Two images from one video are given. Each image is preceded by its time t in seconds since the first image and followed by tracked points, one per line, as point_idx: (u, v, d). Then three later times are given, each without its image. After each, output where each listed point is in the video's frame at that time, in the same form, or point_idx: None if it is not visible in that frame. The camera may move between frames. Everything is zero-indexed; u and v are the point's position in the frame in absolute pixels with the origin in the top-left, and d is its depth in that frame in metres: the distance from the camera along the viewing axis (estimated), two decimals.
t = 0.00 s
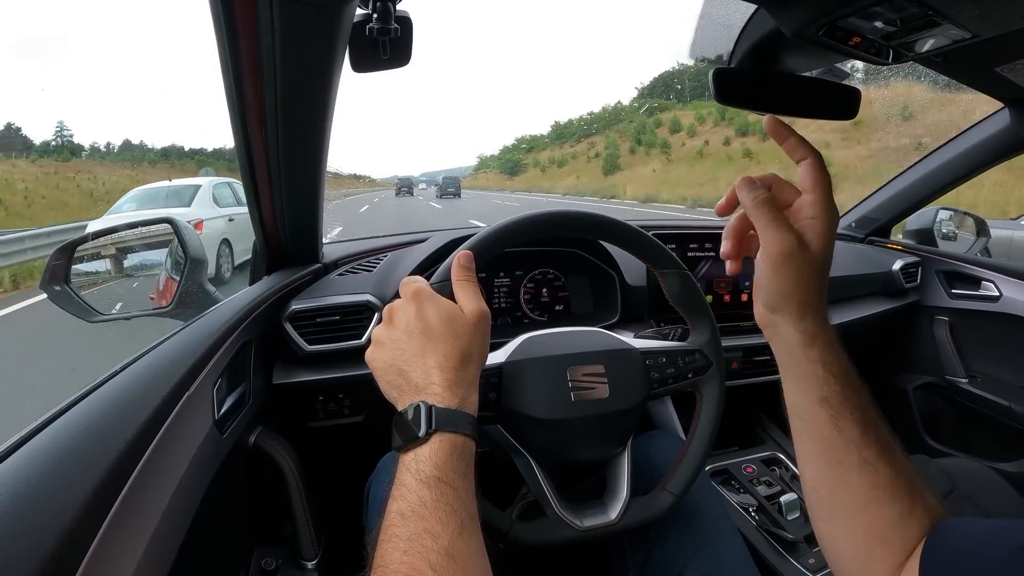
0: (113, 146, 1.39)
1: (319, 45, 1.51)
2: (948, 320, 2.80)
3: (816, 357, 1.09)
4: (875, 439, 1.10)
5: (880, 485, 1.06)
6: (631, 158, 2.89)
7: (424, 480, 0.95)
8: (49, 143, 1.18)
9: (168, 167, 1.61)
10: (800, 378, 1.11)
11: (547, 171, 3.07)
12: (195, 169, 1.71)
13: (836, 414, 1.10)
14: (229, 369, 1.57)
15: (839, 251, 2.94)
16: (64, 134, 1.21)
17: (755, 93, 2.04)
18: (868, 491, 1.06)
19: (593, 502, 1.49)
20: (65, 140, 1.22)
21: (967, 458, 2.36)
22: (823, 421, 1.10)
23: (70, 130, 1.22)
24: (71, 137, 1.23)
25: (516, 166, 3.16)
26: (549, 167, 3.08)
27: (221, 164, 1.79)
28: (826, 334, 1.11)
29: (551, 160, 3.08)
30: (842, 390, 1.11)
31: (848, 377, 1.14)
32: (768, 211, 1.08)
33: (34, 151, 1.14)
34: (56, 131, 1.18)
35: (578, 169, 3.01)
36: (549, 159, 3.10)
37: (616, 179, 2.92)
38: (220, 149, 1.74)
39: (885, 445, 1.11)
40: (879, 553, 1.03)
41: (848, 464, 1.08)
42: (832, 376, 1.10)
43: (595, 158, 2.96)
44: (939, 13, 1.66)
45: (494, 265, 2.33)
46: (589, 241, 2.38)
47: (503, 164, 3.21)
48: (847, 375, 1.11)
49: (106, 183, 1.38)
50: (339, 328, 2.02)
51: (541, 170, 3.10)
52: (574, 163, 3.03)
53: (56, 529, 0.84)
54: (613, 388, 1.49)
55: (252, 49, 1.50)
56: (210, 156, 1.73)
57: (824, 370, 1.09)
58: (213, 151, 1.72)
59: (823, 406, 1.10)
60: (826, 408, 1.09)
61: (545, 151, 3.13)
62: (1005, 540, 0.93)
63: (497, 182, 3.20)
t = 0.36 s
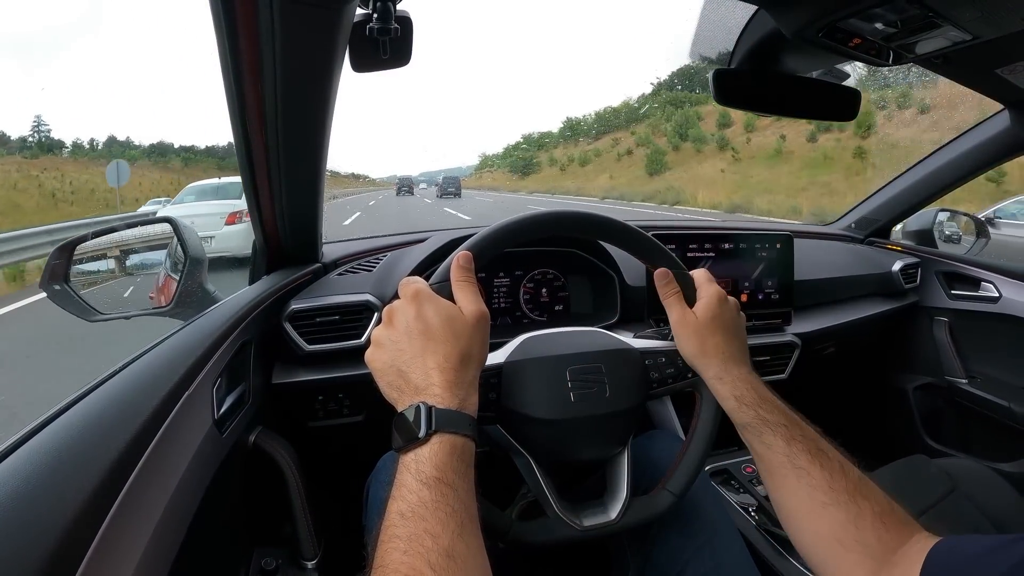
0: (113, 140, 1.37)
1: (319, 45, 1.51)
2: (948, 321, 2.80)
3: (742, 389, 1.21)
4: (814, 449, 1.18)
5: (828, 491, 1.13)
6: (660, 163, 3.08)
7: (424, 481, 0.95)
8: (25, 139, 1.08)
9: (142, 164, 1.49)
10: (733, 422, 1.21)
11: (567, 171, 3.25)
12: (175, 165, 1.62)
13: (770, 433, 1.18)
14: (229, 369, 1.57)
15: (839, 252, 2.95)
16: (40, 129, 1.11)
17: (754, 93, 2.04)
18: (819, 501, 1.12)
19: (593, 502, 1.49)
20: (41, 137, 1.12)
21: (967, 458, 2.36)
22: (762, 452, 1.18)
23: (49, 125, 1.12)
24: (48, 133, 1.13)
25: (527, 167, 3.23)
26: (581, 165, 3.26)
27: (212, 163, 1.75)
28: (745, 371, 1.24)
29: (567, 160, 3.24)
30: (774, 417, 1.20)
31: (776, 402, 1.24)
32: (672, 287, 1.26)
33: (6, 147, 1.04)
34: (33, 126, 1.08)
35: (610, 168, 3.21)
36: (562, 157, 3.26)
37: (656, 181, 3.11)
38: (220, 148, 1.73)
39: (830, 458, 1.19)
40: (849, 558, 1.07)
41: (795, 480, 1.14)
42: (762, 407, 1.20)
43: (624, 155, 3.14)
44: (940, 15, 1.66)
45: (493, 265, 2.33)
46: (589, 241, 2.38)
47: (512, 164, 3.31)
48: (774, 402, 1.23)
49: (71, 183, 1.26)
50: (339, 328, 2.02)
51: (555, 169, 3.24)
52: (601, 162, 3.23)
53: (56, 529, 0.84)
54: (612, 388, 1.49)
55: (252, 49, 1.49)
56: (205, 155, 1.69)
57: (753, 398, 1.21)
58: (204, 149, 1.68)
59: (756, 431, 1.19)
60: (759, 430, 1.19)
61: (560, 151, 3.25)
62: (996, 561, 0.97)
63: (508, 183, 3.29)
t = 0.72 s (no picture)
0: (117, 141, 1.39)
1: (318, 45, 1.51)
2: (948, 320, 2.80)
3: (746, 389, 1.21)
4: (818, 447, 1.18)
5: (834, 488, 1.13)
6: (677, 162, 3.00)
7: (420, 482, 0.95)
8: None
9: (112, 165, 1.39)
10: (736, 421, 1.21)
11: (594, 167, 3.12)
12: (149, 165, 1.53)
13: (774, 433, 1.18)
14: (229, 370, 1.57)
15: (840, 251, 2.94)
16: (15, 128, 1.06)
17: (754, 92, 2.04)
18: (824, 499, 1.12)
19: (593, 502, 1.49)
20: (17, 136, 1.07)
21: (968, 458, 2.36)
22: (766, 452, 1.18)
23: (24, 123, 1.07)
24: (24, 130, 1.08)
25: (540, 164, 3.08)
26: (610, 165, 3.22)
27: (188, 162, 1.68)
28: (748, 371, 1.24)
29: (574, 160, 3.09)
30: (778, 416, 1.20)
31: (779, 401, 1.24)
32: (677, 287, 1.26)
33: None
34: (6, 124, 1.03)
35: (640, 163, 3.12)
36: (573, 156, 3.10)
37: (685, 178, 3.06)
38: (221, 148, 1.74)
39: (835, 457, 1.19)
40: (854, 556, 1.07)
41: (800, 480, 1.14)
42: (765, 406, 1.20)
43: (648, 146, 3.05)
44: (940, 14, 1.66)
45: (494, 266, 2.33)
46: (589, 241, 2.38)
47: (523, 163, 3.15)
48: (778, 401, 1.23)
49: None
50: (339, 328, 2.02)
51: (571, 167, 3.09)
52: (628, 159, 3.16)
53: (57, 529, 0.84)
54: (613, 388, 1.49)
55: (252, 49, 1.50)
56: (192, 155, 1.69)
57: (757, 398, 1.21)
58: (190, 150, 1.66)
59: (760, 431, 1.19)
60: (763, 430, 1.18)
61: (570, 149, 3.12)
62: (997, 559, 0.99)
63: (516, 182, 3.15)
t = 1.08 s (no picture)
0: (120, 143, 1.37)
1: (318, 45, 1.51)
2: (948, 321, 2.80)
3: (743, 394, 1.21)
4: (815, 454, 1.18)
5: (829, 495, 1.12)
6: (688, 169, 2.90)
7: (426, 476, 0.95)
8: None
9: (80, 163, 1.26)
10: (733, 425, 1.22)
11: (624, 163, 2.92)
12: (117, 163, 1.39)
13: (771, 438, 1.18)
14: (229, 369, 1.57)
15: (840, 251, 2.94)
16: None
17: (754, 92, 2.04)
18: (820, 506, 1.12)
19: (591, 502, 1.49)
20: None
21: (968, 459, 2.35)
22: (763, 456, 1.18)
23: None
24: None
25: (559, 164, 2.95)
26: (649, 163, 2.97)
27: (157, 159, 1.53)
28: (746, 376, 1.24)
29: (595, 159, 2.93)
30: (775, 420, 1.20)
31: (777, 406, 1.24)
32: (677, 291, 1.26)
33: None
34: None
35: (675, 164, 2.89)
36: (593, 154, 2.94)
37: (702, 177, 2.91)
38: (222, 148, 1.74)
39: (833, 464, 1.19)
40: (849, 563, 1.07)
41: (796, 485, 1.14)
42: (763, 411, 1.20)
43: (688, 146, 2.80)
44: (940, 14, 1.66)
45: (494, 266, 2.33)
46: (589, 241, 2.38)
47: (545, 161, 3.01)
48: (776, 407, 1.23)
49: None
50: (340, 328, 2.02)
51: (598, 165, 2.95)
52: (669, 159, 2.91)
53: (57, 528, 0.84)
54: (613, 389, 1.49)
55: (252, 49, 1.50)
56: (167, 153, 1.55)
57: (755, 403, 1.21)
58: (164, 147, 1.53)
59: (756, 435, 1.19)
60: (759, 435, 1.19)
61: (594, 147, 2.94)
62: (999, 564, 0.97)
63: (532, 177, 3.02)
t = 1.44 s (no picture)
0: (103, 141, 1.34)
1: (319, 45, 1.51)
2: (948, 320, 2.80)
3: (743, 393, 1.21)
4: (814, 451, 1.18)
5: (829, 493, 1.12)
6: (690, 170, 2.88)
7: (424, 479, 0.95)
8: None
9: (46, 162, 1.16)
10: (733, 424, 1.22)
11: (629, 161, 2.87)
12: (80, 161, 1.27)
13: (770, 436, 1.18)
14: (229, 370, 1.58)
15: (840, 251, 2.94)
16: None
17: (754, 91, 2.04)
18: (820, 504, 1.12)
19: (592, 502, 1.49)
20: None
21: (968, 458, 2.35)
22: (762, 454, 1.18)
23: None
24: None
25: (566, 162, 2.92)
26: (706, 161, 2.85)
27: (125, 158, 1.44)
28: (746, 373, 1.24)
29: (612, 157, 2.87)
30: (774, 418, 1.20)
31: (776, 404, 1.24)
32: (677, 289, 1.26)
33: None
34: None
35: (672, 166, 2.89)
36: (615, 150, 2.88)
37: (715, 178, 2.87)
38: (221, 149, 1.74)
39: (832, 462, 1.19)
40: (848, 561, 1.07)
41: (796, 483, 1.14)
42: (763, 409, 1.20)
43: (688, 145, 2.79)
44: (940, 14, 1.66)
45: (494, 266, 2.33)
46: (589, 242, 2.38)
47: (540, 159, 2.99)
48: (776, 405, 1.23)
49: None
50: (340, 328, 2.02)
51: (616, 163, 2.91)
52: (729, 156, 2.79)
53: (56, 530, 0.84)
54: (613, 389, 1.49)
55: (252, 50, 1.50)
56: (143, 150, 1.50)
57: (754, 401, 1.21)
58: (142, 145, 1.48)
59: (756, 434, 1.19)
60: (759, 433, 1.19)
61: (616, 142, 2.84)
62: (999, 563, 0.97)
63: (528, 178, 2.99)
